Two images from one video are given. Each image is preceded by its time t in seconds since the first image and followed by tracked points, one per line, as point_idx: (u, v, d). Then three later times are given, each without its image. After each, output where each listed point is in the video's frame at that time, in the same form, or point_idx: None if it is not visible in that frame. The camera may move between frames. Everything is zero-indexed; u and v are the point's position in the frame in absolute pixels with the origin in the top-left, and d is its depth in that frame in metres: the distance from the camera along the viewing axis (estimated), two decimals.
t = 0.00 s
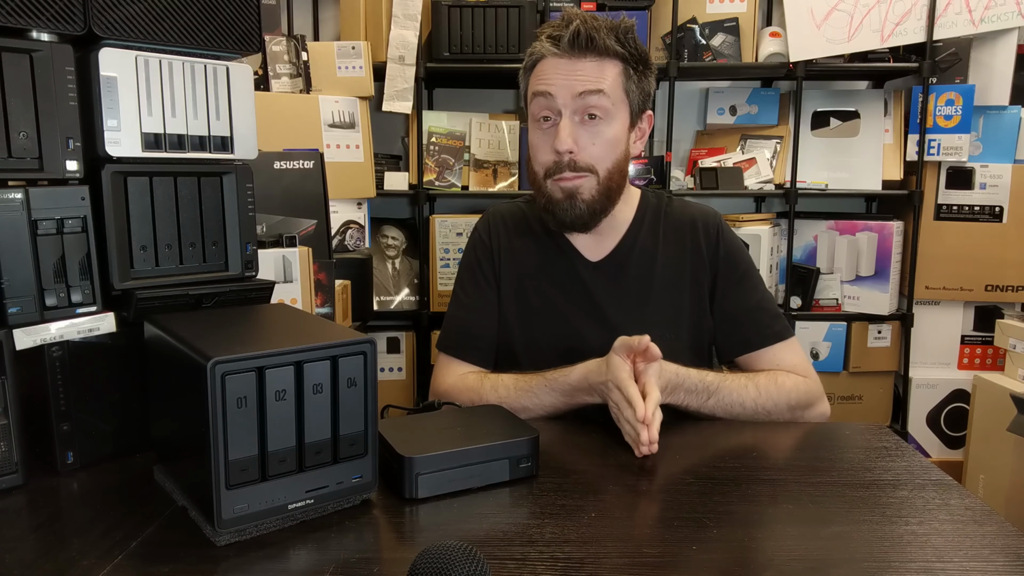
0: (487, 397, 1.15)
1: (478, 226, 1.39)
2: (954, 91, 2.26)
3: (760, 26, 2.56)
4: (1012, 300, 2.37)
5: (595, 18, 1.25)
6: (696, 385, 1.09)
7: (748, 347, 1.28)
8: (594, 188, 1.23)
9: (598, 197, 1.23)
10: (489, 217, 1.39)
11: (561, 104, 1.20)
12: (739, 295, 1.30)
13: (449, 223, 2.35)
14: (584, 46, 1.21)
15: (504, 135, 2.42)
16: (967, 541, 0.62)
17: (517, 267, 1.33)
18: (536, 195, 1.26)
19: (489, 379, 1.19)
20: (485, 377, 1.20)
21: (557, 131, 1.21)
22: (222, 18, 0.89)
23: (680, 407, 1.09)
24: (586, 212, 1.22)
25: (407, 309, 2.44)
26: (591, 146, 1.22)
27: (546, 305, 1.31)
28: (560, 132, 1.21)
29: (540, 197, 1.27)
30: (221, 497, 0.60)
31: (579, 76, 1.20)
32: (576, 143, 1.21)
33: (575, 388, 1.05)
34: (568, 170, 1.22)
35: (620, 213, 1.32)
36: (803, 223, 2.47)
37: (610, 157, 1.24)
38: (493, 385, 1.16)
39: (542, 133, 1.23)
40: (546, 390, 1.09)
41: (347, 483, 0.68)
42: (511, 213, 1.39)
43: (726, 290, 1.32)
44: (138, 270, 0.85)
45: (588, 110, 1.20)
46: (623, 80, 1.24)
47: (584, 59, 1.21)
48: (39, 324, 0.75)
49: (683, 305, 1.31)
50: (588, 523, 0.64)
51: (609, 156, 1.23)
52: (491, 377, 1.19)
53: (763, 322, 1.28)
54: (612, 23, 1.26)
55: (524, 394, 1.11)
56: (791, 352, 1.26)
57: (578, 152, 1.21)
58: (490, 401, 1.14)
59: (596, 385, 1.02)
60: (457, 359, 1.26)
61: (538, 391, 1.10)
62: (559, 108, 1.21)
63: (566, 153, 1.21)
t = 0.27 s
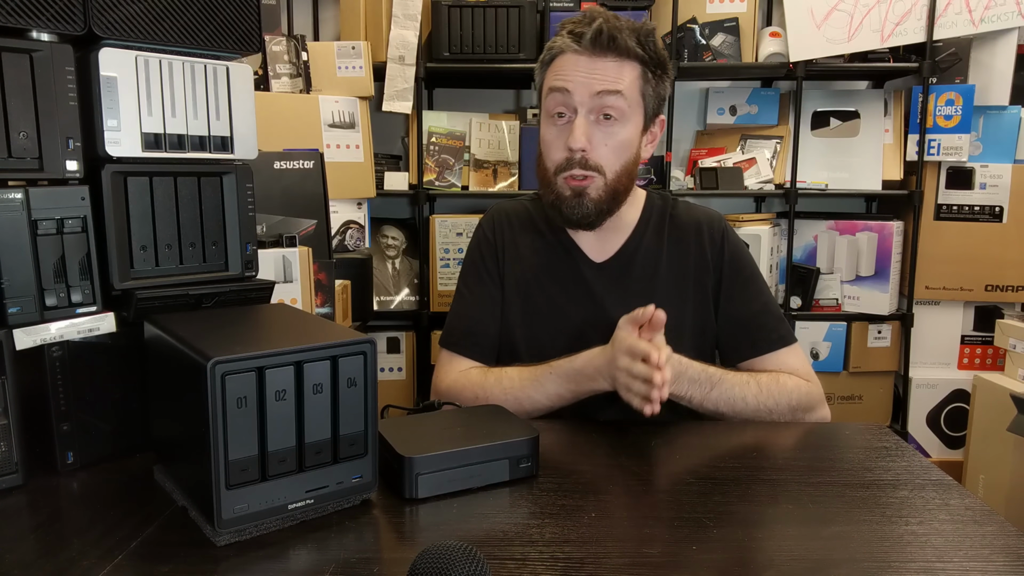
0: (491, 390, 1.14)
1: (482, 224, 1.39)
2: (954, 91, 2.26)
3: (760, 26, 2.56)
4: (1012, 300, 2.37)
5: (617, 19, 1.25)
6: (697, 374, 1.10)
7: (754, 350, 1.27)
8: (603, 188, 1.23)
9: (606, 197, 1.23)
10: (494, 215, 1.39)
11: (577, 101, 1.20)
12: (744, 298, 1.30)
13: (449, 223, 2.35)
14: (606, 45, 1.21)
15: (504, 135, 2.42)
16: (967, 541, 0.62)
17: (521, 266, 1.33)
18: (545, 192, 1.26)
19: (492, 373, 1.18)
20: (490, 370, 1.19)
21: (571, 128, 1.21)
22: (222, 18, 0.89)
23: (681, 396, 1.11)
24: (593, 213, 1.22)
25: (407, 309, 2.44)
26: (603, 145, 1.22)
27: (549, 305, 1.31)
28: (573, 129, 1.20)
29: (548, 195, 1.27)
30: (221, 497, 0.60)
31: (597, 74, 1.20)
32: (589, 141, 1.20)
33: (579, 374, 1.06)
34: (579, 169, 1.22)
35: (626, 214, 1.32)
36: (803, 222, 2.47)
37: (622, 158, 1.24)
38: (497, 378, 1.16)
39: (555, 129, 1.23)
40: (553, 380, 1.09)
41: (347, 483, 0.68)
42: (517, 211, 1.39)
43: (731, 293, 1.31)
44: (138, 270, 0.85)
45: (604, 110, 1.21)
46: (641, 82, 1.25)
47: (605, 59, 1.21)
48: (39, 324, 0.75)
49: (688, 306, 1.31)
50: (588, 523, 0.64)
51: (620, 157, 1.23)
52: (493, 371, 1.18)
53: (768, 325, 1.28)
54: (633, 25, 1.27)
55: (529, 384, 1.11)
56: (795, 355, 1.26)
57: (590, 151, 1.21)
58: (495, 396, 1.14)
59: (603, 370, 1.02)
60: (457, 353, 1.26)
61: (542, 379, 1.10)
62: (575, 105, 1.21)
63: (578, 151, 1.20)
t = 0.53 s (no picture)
0: (500, 392, 1.15)
1: (491, 222, 1.39)
2: (954, 91, 2.26)
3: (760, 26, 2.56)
4: (1012, 300, 2.37)
5: (638, 17, 1.25)
6: (707, 376, 1.11)
7: (761, 353, 1.28)
8: (618, 186, 1.23)
9: (621, 195, 1.24)
10: (503, 213, 1.39)
11: (595, 98, 1.21)
12: (752, 302, 1.30)
13: (449, 223, 2.35)
14: (627, 43, 1.21)
15: (504, 135, 2.42)
16: (967, 541, 0.62)
17: (529, 265, 1.33)
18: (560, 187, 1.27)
19: (500, 371, 1.19)
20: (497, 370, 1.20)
21: (589, 124, 1.22)
22: (222, 18, 0.89)
23: (692, 399, 1.11)
24: (608, 210, 1.23)
25: (407, 309, 2.44)
26: (619, 143, 1.22)
27: (557, 304, 1.31)
28: (591, 125, 1.21)
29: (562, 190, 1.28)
30: (220, 497, 0.60)
31: (618, 72, 1.20)
32: (606, 137, 1.21)
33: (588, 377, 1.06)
34: (595, 165, 1.23)
35: (637, 216, 1.32)
36: (803, 223, 2.47)
37: (637, 156, 1.24)
38: (505, 377, 1.17)
39: (572, 125, 1.24)
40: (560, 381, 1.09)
41: (347, 483, 0.68)
42: (527, 210, 1.39)
43: (739, 296, 1.31)
44: (138, 270, 0.85)
45: (622, 108, 1.21)
46: (659, 82, 1.25)
47: (625, 56, 1.21)
48: (39, 324, 0.75)
49: (696, 308, 1.31)
50: (588, 523, 0.64)
51: (636, 156, 1.24)
52: (502, 370, 1.19)
53: (775, 329, 1.28)
54: (654, 24, 1.27)
55: (537, 385, 1.12)
56: (801, 359, 1.26)
57: (606, 148, 1.22)
58: (503, 396, 1.14)
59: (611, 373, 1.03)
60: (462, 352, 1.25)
61: (553, 381, 1.11)
62: (594, 101, 1.21)
63: (595, 147, 1.21)
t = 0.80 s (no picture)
0: (505, 389, 1.15)
1: (496, 221, 1.39)
2: (954, 91, 2.25)
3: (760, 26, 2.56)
4: (1013, 300, 2.37)
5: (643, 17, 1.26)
6: (710, 378, 1.11)
7: (764, 357, 1.27)
8: (624, 183, 1.23)
9: (628, 192, 1.23)
10: (508, 212, 1.39)
11: (602, 95, 1.21)
12: (755, 305, 1.30)
13: (449, 223, 2.35)
14: (632, 40, 1.21)
15: (504, 135, 2.42)
16: (967, 541, 0.62)
17: (533, 264, 1.33)
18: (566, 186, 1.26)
19: (506, 370, 1.18)
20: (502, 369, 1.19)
21: (595, 122, 1.21)
22: (221, 18, 0.89)
23: (696, 401, 1.10)
24: (615, 207, 1.22)
25: (407, 309, 2.44)
26: (626, 140, 1.22)
27: (562, 304, 1.31)
28: (597, 123, 1.21)
29: (568, 189, 1.27)
30: (220, 497, 0.60)
31: (623, 69, 1.21)
32: (612, 135, 1.21)
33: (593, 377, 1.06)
34: (602, 163, 1.22)
35: (642, 217, 1.32)
36: (803, 223, 2.47)
37: (644, 154, 1.24)
38: (511, 377, 1.16)
39: (578, 123, 1.23)
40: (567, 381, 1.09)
41: (347, 483, 0.68)
42: (532, 209, 1.39)
43: (743, 298, 1.31)
44: (138, 270, 0.85)
45: (628, 104, 1.21)
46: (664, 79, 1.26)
47: (630, 54, 1.22)
48: (39, 324, 0.75)
49: (700, 310, 1.31)
50: (589, 523, 0.64)
51: (644, 152, 1.24)
52: (507, 368, 1.19)
53: (778, 333, 1.28)
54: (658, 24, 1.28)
55: (542, 385, 1.12)
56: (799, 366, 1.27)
57: (613, 145, 1.21)
58: (507, 394, 1.14)
59: (617, 373, 1.03)
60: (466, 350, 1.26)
61: (557, 380, 1.11)
62: (600, 98, 1.21)
63: (602, 145, 1.21)
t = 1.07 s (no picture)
0: (507, 395, 1.15)
1: (495, 221, 1.39)
2: (954, 91, 2.25)
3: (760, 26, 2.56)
4: (1012, 300, 2.37)
5: (640, 20, 1.25)
6: (712, 387, 1.12)
7: (764, 358, 1.29)
8: (625, 188, 1.23)
9: (628, 198, 1.24)
10: (507, 213, 1.39)
11: (599, 102, 1.21)
12: (756, 307, 1.31)
13: (449, 223, 2.35)
14: (629, 45, 1.21)
15: (504, 135, 2.42)
16: (967, 541, 0.62)
17: (534, 265, 1.32)
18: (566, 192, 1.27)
19: (507, 378, 1.19)
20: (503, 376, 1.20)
21: (593, 129, 1.22)
22: (222, 18, 0.89)
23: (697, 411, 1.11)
24: (615, 213, 1.23)
25: (407, 309, 2.44)
26: (625, 146, 1.22)
27: (562, 305, 1.31)
28: (595, 130, 1.21)
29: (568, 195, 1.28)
30: (220, 497, 0.60)
31: (620, 75, 1.20)
32: (610, 142, 1.21)
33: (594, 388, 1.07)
34: (601, 169, 1.23)
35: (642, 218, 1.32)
36: (803, 222, 2.47)
37: (643, 158, 1.24)
38: (513, 385, 1.17)
39: (576, 130, 1.24)
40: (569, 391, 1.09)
41: (347, 483, 0.68)
42: (531, 210, 1.39)
43: (743, 300, 1.32)
44: (138, 269, 0.85)
45: (626, 111, 1.21)
46: (662, 83, 1.25)
47: (627, 59, 1.21)
48: (39, 324, 0.75)
49: (701, 311, 1.31)
50: (588, 523, 0.64)
51: (643, 157, 1.24)
52: (509, 376, 1.19)
53: (778, 335, 1.29)
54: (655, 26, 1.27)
55: (546, 392, 1.12)
56: (798, 368, 1.28)
57: (612, 151, 1.22)
58: (509, 400, 1.15)
59: (620, 386, 1.02)
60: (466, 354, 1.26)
61: (560, 389, 1.10)
62: (598, 105, 1.21)
63: (600, 151, 1.21)
